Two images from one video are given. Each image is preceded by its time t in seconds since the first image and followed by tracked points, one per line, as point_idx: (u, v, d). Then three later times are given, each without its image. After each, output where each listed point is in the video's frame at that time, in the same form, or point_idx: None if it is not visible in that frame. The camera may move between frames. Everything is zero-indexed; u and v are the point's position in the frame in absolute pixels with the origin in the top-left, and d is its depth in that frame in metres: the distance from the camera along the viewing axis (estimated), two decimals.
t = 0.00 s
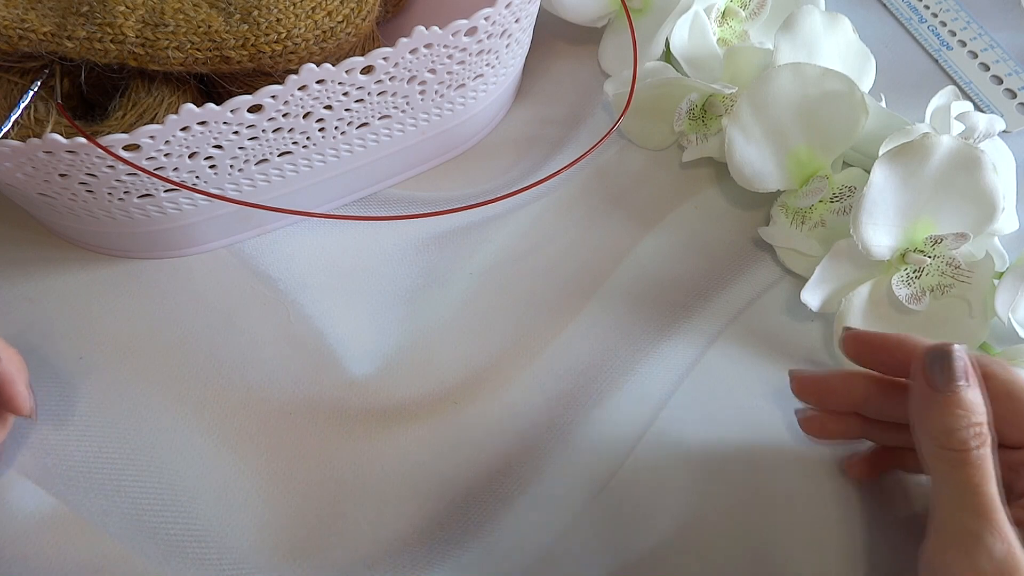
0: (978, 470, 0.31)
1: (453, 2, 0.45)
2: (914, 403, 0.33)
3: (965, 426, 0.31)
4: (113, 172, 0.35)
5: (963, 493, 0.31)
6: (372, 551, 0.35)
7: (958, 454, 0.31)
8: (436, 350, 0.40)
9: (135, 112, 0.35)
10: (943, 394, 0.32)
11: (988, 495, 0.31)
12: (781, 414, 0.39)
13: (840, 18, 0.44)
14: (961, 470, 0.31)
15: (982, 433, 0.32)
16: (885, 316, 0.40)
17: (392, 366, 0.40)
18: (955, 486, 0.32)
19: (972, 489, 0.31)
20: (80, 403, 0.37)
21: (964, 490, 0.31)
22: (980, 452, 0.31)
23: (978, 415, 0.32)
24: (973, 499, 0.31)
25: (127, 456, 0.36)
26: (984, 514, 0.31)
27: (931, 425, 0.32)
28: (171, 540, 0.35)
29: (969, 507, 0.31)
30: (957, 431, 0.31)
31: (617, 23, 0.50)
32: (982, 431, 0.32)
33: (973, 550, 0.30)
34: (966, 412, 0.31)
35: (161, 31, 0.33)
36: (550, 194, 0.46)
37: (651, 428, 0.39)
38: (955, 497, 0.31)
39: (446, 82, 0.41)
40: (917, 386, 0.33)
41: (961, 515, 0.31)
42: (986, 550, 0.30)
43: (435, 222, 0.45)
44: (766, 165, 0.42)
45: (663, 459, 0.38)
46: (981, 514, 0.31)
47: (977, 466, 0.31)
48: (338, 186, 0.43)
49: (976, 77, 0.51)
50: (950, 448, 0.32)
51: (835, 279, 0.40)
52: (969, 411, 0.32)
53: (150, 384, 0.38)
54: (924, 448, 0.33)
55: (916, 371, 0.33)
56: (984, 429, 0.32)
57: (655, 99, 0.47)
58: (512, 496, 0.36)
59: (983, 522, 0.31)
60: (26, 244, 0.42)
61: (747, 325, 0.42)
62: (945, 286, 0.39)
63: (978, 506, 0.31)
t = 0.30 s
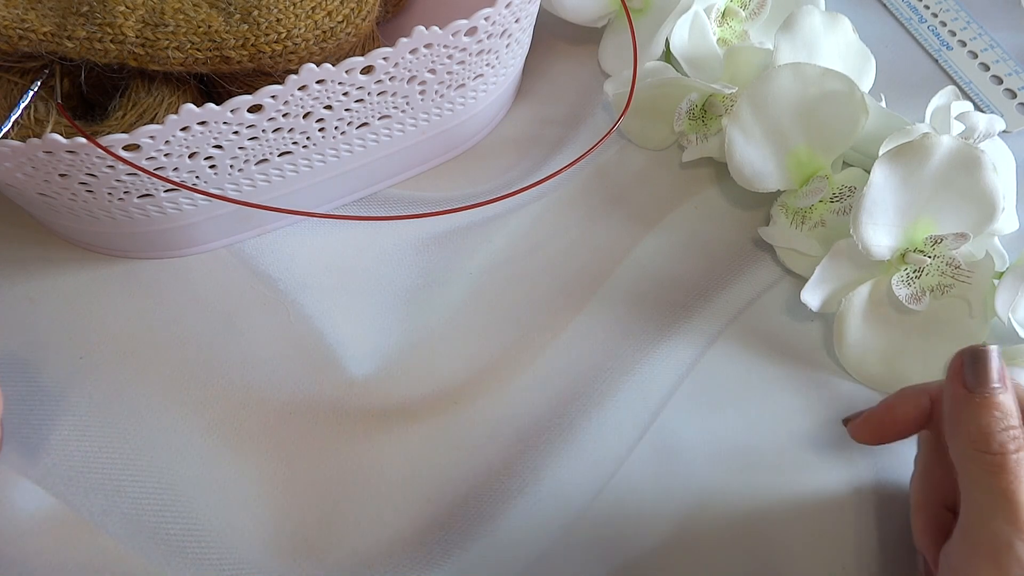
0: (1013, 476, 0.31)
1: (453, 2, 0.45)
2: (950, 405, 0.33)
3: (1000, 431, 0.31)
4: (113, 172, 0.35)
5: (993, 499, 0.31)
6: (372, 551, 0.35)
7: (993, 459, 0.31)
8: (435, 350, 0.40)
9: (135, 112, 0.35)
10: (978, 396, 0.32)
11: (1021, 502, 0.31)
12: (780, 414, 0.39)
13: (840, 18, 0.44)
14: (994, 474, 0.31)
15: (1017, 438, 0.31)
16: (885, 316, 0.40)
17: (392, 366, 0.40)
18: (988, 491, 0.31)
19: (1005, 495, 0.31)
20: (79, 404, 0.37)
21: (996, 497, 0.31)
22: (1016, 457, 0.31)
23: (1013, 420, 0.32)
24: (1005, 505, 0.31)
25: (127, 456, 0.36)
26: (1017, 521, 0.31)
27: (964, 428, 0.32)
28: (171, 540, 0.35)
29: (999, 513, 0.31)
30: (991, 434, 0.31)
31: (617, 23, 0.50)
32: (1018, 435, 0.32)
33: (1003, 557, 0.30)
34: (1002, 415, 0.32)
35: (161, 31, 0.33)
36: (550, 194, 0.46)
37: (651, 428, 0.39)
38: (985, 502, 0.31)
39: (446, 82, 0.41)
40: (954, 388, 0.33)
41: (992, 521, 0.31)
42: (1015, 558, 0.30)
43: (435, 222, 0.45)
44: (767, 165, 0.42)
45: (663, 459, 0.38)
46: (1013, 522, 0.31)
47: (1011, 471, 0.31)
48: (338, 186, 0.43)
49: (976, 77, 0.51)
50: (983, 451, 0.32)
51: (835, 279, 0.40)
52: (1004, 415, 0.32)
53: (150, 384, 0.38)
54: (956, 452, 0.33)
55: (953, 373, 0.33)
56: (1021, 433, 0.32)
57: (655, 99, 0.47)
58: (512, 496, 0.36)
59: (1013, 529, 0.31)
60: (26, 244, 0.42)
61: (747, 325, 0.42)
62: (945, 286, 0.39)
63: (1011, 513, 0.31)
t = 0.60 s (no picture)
0: (972, 477, 0.31)
1: (453, 2, 0.45)
2: (903, 411, 0.33)
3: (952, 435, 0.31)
4: (113, 172, 0.35)
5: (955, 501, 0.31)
6: (372, 551, 0.35)
7: (949, 465, 0.31)
8: (435, 350, 0.40)
9: (135, 112, 0.35)
10: (930, 402, 0.31)
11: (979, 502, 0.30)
12: (781, 414, 0.39)
13: (840, 18, 0.44)
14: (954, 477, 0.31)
15: (968, 439, 0.31)
16: (885, 316, 0.40)
17: (392, 366, 0.40)
18: (947, 495, 0.31)
19: (965, 497, 0.30)
20: (78, 404, 0.37)
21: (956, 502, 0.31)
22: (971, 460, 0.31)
23: (966, 421, 0.31)
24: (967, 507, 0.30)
25: (126, 456, 0.36)
26: (978, 523, 0.30)
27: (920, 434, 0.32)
28: (171, 540, 0.35)
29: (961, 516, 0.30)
30: (947, 438, 0.31)
31: (617, 23, 0.50)
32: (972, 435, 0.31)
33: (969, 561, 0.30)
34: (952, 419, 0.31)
35: (161, 31, 0.33)
36: (550, 194, 0.46)
37: (651, 428, 0.39)
38: (947, 506, 0.31)
39: (446, 82, 0.41)
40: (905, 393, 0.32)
41: (953, 525, 0.31)
42: (982, 563, 0.30)
43: (435, 222, 0.45)
44: (766, 165, 0.42)
45: (663, 459, 0.38)
46: (975, 525, 0.30)
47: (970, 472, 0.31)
48: (338, 186, 0.43)
49: (976, 77, 0.51)
50: (941, 455, 0.31)
51: (836, 279, 0.40)
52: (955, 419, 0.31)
53: (150, 384, 0.38)
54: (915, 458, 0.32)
55: (903, 378, 0.33)
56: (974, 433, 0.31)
57: (655, 99, 0.47)
58: (512, 496, 0.36)
59: (976, 532, 0.30)
60: (26, 244, 0.42)
61: (747, 325, 0.42)
62: (945, 286, 0.39)
63: (972, 516, 0.30)
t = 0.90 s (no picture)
0: (891, 478, 0.30)
1: (453, 2, 0.45)
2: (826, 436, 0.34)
3: (867, 441, 0.31)
4: (113, 172, 0.35)
5: (882, 507, 0.30)
6: (372, 550, 0.35)
7: (869, 470, 0.31)
8: (436, 350, 0.40)
9: (135, 112, 0.35)
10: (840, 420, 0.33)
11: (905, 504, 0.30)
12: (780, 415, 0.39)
13: (840, 18, 0.44)
14: (875, 484, 0.31)
15: (885, 442, 0.31)
16: (885, 316, 0.40)
17: (392, 366, 0.40)
18: (874, 504, 0.31)
19: (889, 501, 0.30)
20: (78, 403, 0.37)
21: (886, 506, 0.30)
22: (889, 460, 0.31)
23: (880, 427, 0.32)
24: (893, 512, 0.30)
25: (126, 456, 0.36)
26: (908, 524, 0.30)
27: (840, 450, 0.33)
28: (171, 540, 0.35)
29: (891, 521, 0.30)
30: (861, 447, 0.31)
31: (617, 23, 0.50)
32: (888, 441, 0.31)
33: (910, 567, 0.29)
34: (864, 428, 0.32)
35: (161, 31, 0.33)
36: (550, 194, 0.46)
37: (650, 428, 0.39)
38: (877, 515, 0.31)
39: (446, 82, 0.41)
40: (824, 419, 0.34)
41: (888, 533, 0.30)
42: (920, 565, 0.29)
43: (437, 222, 0.45)
44: (766, 165, 0.42)
45: (662, 459, 0.38)
46: (907, 527, 0.30)
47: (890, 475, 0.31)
48: (339, 186, 0.43)
49: (976, 77, 0.51)
50: (860, 465, 0.31)
51: (835, 279, 0.40)
52: (867, 427, 0.32)
53: (150, 384, 0.38)
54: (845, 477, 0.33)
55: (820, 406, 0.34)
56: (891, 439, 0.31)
57: (656, 99, 0.47)
58: (513, 495, 0.36)
59: (908, 534, 0.30)
60: (26, 244, 0.42)
61: (747, 325, 0.42)
62: (945, 286, 0.39)
63: (900, 517, 0.30)
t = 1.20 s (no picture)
0: (967, 478, 0.31)
1: (453, 2, 0.45)
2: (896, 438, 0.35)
3: (940, 438, 0.33)
4: (113, 172, 0.35)
5: (957, 506, 0.31)
6: (372, 550, 0.35)
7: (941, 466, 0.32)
8: (435, 350, 0.40)
9: (136, 112, 0.35)
10: (914, 418, 0.34)
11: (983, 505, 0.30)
12: (781, 415, 0.39)
13: (840, 19, 0.44)
14: (949, 481, 0.31)
15: (960, 440, 0.32)
16: (885, 316, 0.40)
17: (392, 366, 0.40)
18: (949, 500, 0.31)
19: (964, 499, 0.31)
20: (78, 404, 0.37)
21: (954, 501, 0.31)
22: (963, 457, 0.32)
23: (958, 429, 0.33)
24: (968, 510, 0.30)
25: (126, 456, 0.36)
26: (977, 519, 0.30)
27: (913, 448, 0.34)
28: (171, 540, 0.35)
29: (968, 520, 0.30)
30: (937, 446, 0.33)
31: (617, 23, 0.50)
32: (966, 442, 0.32)
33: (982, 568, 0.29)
34: (938, 425, 0.33)
35: (161, 31, 0.33)
36: (550, 194, 0.46)
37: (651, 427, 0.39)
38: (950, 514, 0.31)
39: (446, 82, 0.41)
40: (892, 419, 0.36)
41: (963, 531, 0.30)
42: (989, 560, 0.29)
43: (435, 222, 0.45)
44: (767, 165, 0.42)
45: (663, 459, 0.38)
46: (976, 521, 0.30)
47: (966, 473, 0.31)
48: (338, 186, 0.43)
49: (976, 77, 0.51)
50: (934, 463, 0.32)
51: (835, 279, 0.40)
52: (941, 426, 0.33)
53: (150, 384, 0.38)
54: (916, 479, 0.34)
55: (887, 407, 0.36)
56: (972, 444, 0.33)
57: (656, 99, 0.47)
58: (512, 495, 0.36)
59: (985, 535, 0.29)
60: (26, 244, 0.42)
61: (747, 325, 0.42)
62: (945, 286, 0.39)
63: (969, 513, 0.30)
